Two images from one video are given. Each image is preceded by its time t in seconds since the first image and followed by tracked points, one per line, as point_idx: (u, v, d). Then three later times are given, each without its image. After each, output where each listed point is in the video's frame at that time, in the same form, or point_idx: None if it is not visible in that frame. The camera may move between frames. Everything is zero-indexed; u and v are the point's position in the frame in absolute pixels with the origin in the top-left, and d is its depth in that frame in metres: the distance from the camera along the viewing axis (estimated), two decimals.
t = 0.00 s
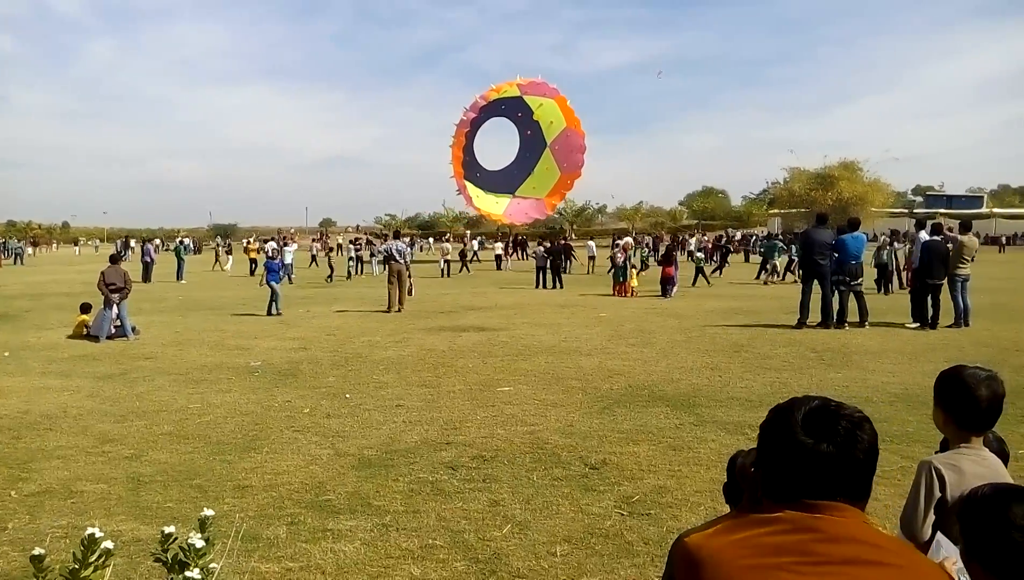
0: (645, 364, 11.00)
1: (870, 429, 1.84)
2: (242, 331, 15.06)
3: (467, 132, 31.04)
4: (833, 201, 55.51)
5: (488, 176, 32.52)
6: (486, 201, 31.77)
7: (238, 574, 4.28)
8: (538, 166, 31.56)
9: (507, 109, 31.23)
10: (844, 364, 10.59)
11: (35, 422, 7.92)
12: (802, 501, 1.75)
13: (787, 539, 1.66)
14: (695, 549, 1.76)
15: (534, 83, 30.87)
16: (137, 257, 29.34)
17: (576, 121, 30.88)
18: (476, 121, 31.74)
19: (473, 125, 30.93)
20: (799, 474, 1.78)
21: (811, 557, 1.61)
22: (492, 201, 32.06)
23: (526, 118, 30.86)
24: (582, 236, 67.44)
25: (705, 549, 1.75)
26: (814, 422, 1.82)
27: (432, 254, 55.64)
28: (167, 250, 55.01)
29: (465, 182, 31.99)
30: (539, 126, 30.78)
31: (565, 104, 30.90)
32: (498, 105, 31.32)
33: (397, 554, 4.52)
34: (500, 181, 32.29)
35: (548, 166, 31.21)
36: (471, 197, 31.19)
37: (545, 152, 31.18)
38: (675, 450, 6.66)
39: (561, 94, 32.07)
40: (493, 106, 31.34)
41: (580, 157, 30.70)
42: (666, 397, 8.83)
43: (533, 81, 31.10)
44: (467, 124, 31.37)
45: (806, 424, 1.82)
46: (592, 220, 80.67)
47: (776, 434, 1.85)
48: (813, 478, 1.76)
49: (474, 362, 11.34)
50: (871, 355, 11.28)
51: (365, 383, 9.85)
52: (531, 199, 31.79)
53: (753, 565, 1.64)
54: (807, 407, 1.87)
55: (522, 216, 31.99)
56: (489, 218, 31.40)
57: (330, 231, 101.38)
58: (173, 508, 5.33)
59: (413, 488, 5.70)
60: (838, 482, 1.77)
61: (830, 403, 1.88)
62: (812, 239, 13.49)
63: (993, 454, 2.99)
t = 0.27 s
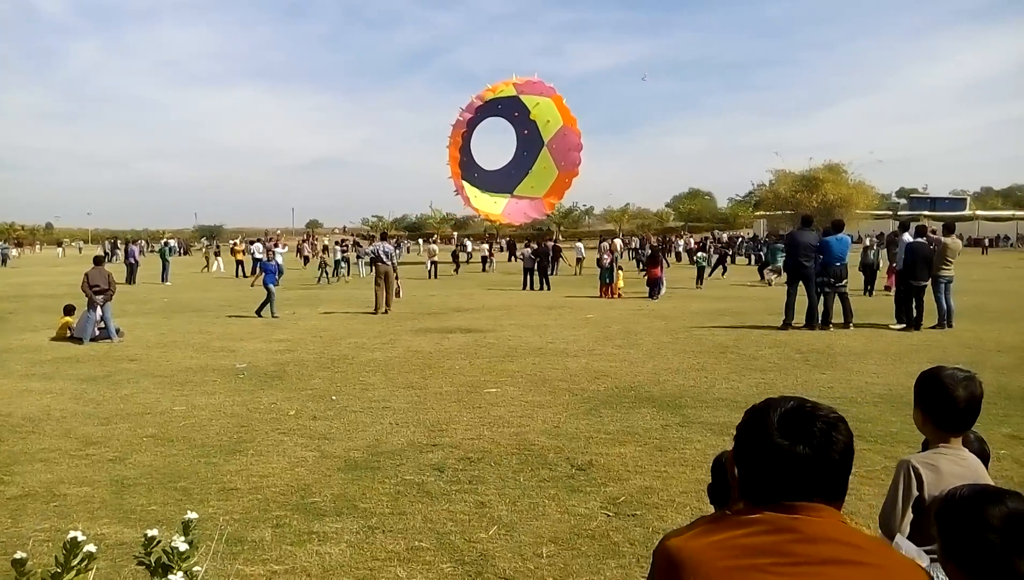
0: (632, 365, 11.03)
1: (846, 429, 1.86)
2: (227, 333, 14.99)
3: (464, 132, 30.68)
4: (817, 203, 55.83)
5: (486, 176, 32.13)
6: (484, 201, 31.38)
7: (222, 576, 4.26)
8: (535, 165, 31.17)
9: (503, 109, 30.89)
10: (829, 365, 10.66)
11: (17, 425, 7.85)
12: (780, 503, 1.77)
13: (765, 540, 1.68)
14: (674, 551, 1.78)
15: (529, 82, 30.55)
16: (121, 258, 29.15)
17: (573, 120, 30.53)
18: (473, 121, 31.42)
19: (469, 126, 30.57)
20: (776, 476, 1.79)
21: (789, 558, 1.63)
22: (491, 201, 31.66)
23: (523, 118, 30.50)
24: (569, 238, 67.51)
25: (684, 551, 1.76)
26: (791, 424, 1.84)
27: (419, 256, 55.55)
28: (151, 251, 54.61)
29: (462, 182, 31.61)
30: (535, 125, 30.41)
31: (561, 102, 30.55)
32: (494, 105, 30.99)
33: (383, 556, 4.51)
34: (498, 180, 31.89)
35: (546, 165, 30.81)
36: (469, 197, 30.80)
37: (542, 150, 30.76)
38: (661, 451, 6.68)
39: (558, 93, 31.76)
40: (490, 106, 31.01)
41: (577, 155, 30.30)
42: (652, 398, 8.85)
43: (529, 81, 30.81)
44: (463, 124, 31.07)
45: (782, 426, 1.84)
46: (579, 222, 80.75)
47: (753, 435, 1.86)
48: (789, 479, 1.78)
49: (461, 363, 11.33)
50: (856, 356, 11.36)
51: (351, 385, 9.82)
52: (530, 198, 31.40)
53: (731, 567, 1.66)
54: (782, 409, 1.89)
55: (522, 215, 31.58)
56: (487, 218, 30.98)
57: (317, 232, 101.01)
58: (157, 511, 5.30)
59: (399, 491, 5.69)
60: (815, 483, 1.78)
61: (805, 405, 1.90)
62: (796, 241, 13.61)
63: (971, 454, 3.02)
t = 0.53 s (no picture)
0: (623, 366, 11.05)
1: (834, 429, 1.87)
2: (217, 335, 14.93)
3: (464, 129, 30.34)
4: (807, 204, 56.03)
5: (486, 174, 31.75)
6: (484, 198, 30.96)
7: None
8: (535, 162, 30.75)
9: (502, 106, 30.61)
10: (818, 365, 10.70)
11: (5, 428, 7.80)
12: (769, 503, 1.77)
13: (752, 540, 1.68)
14: (663, 552, 1.78)
15: (528, 79, 30.35)
16: (110, 260, 29.00)
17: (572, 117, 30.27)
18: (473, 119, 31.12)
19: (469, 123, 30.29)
20: (765, 476, 1.79)
21: (778, 557, 1.64)
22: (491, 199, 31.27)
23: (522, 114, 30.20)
24: (560, 239, 67.55)
25: (673, 552, 1.77)
26: (779, 424, 1.84)
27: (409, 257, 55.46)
28: (140, 253, 54.30)
29: (463, 181, 31.26)
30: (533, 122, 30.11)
31: (561, 100, 30.28)
32: (493, 103, 30.69)
33: (373, 559, 4.50)
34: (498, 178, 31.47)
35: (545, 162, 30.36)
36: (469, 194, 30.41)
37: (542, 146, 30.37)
38: (651, 451, 6.69)
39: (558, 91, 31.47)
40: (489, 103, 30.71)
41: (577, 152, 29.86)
42: (643, 398, 8.87)
43: (528, 78, 30.56)
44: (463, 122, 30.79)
45: (770, 426, 1.84)
46: (569, 223, 80.81)
47: (741, 435, 1.87)
48: (773, 478, 1.79)
49: (452, 364, 11.31)
50: (845, 356, 11.41)
51: (341, 387, 9.80)
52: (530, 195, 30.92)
53: (720, 567, 1.66)
54: (772, 409, 1.89)
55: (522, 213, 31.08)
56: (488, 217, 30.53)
57: (307, 234, 100.73)
58: (146, 515, 5.28)
59: (390, 493, 5.68)
60: (803, 483, 1.79)
61: (793, 405, 1.90)
62: (786, 241, 13.67)
63: (955, 453, 3.04)
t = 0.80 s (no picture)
0: (611, 367, 11.06)
1: (821, 432, 1.88)
2: (203, 338, 14.85)
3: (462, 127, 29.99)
4: (793, 204, 56.30)
5: (485, 174, 31.28)
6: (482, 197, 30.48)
7: None
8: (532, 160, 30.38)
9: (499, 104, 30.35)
10: (805, 365, 10.75)
11: None
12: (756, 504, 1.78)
13: (738, 540, 1.69)
14: (650, 551, 1.79)
15: (525, 78, 30.13)
16: (95, 263, 28.81)
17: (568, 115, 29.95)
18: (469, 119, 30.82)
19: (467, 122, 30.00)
20: (752, 477, 1.80)
21: (764, 557, 1.64)
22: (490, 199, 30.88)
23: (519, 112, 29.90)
24: (548, 241, 67.59)
25: (660, 551, 1.77)
26: (766, 424, 1.85)
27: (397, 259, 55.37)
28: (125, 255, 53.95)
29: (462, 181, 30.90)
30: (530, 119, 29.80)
31: (557, 98, 30.06)
32: (490, 102, 30.44)
33: (360, 562, 4.49)
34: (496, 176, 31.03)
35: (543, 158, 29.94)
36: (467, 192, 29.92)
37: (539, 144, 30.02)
38: (639, 452, 6.71)
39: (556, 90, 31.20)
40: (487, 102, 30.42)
41: (574, 148, 29.46)
42: (631, 399, 8.89)
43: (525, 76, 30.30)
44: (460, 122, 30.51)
45: (758, 426, 1.85)
46: (557, 224, 80.89)
47: (729, 436, 1.87)
48: (761, 479, 1.80)
49: (440, 366, 11.30)
50: (831, 356, 11.47)
51: (329, 389, 9.77)
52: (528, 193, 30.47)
53: (706, 567, 1.67)
54: (761, 410, 1.90)
55: (521, 213, 30.58)
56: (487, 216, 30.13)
57: (294, 236, 100.36)
58: (131, 519, 5.24)
59: (377, 495, 5.66)
60: (789, 484, 1.80)
61: (783, 406, 1.91)
62: (771, 242, 13.81)
63: (938, 453, 3.06)
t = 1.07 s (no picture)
0: (601, 367, 11.09)
1: (809, 436, 1.88)
2: (193, 340, 14.79)
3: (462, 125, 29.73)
4: (782, 206, 56.52)
5: (484, 172, 31.07)
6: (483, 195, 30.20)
7: None
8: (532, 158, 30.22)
9: (497, 103, 30.21)
10: (794, 365, 10.79)
11: None
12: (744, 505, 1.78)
13: (726, 540, 1.69)
14: (638, 550, 1.80)
15: (523, 75, 30.00)
16: (83, 265, 28.64)
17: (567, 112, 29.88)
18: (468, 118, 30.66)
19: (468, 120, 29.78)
20: (742, 478, 1.81)
21: (750, 557, 1.65)
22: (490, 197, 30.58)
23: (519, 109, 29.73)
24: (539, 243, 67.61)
25: (648, 552, 1.78)
26: (754, 426, 1.86)
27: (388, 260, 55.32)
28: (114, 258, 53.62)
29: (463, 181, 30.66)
30: (530, 116, 29.65)
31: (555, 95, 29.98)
32: (489, 100, 30.26)
33: (350, 564, 4.48)
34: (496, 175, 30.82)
35: (544, 155, 29.79)
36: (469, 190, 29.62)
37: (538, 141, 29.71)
38: (629, 452, 6.73)
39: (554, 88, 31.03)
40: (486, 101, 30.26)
41: (574, 145, 29.40)
42: (621, 399, 8.90)
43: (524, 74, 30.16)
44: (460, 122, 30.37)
45: (746, 428, 1.86)
46: (548, 226, 80.95)
47: (718, 437, 1.88)
48: (748, 480, 1.80)
49: (430, 368, 11.29)
50: (820, 356, 11.53)
51: (319, 391, 9.75)
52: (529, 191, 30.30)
53: (693, 567, 1.68)
54: (749, 412, 1.90)
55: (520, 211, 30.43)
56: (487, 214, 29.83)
57: (284, 238, 100.11)
58: (119, 523, 5.22)
59: (367, 497, 5.65)
60: (778, 486, 1.80)
61: (772, 408, 1.91)
62: (760, 243, 13.78)
63: (926, 452, 3.08)
